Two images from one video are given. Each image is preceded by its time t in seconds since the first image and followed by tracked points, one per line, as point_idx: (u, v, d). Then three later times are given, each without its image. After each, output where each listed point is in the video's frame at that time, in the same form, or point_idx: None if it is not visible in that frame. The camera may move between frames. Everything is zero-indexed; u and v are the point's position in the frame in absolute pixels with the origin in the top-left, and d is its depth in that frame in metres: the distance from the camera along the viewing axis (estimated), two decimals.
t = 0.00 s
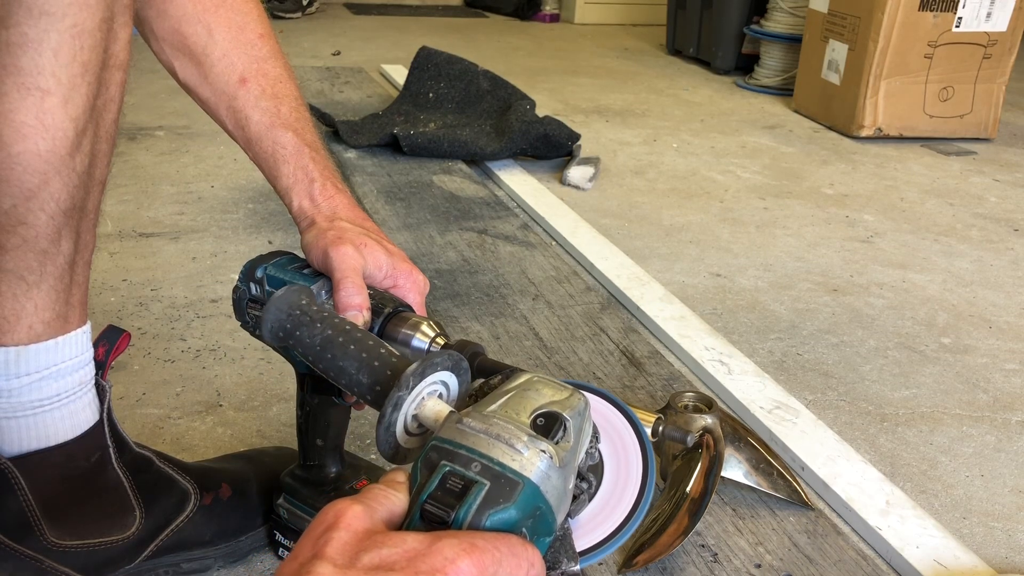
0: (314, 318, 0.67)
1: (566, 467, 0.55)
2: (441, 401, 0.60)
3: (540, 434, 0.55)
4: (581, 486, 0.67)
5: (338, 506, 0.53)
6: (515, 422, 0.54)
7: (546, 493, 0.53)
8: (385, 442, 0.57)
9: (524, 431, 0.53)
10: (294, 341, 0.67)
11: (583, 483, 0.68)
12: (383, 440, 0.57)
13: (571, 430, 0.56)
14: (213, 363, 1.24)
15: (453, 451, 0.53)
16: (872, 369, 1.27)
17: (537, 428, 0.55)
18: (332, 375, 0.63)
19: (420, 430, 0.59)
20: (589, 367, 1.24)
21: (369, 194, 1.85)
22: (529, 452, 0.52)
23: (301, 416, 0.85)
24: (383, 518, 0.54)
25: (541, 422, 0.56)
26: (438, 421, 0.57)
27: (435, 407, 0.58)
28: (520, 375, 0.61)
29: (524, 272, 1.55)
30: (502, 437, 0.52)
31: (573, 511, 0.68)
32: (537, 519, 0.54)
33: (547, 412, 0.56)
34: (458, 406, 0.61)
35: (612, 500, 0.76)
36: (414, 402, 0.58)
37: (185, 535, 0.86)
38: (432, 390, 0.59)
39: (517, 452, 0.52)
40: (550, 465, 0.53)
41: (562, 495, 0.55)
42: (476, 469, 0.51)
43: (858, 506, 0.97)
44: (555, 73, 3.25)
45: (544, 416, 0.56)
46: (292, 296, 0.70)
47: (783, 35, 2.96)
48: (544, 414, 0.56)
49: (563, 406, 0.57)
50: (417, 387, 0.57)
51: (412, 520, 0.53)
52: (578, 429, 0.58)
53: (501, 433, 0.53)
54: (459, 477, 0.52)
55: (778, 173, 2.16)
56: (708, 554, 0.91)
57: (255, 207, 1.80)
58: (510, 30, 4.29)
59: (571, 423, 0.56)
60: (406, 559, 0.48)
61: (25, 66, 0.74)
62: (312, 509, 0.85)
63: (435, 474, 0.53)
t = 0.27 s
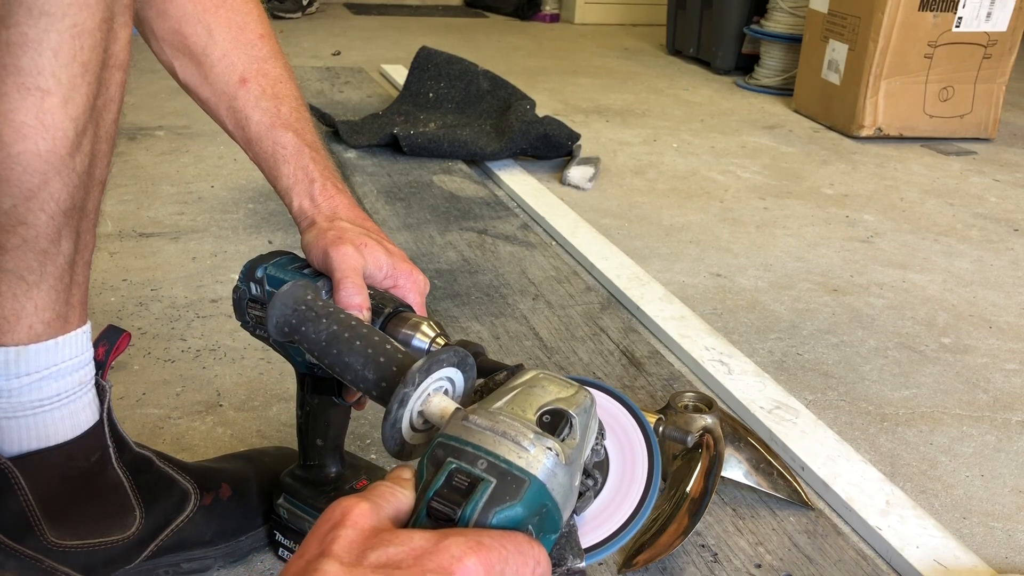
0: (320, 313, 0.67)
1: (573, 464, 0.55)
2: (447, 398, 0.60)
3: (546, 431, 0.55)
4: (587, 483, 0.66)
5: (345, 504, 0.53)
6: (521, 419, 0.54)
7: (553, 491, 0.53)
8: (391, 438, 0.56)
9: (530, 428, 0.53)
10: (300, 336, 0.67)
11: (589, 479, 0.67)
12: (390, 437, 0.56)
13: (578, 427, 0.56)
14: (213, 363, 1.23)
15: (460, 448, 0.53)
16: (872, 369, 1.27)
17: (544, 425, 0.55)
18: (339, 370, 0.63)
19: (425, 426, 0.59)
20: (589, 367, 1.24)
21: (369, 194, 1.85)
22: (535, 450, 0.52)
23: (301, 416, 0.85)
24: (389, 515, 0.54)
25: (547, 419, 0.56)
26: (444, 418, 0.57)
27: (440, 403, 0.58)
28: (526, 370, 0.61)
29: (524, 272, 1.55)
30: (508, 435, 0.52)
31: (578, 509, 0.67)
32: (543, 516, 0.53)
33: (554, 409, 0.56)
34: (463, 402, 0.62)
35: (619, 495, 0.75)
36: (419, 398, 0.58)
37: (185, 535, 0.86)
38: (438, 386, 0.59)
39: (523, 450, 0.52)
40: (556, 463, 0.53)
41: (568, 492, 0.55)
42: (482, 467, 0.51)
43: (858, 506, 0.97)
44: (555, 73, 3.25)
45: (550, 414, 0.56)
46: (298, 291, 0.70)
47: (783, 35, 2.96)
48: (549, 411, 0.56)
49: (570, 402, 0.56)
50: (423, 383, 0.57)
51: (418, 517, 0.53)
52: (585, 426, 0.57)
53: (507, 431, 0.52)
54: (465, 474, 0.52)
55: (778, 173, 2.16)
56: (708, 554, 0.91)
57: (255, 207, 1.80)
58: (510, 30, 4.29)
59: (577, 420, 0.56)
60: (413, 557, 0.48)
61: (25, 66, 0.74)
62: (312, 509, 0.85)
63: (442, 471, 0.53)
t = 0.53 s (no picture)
0: (328, 313, 0.68)
1: (580, 468, 0.55)
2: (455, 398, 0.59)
3: (554, 434, 0.55)
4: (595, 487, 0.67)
5: (350, 506, 0.53)
6: (529, 422, 0.54)
7: (560, 495, 0.53)
8: (398, 440, 0.57)
9: (538, 431, 0.54)
10: (309, 335, 0.68)
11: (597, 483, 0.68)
12: (398, 438, 0.56)
13: (585, 430, 0.56)
14: (213, 363, 1.23)
15: (467, 451, 0.53)
16: (872, 369, 1.27)
17: (552, 427, 0.55)
18: (346, 369, 0.63)
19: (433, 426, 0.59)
20: (589, 367, 1.24)
21: (369, 194, 1.84)
22: (543, 453, 0.52)
23: (301, 416, 0.85)
24: (396, 517, 0.53)
25: (555, 422, 0.56)
26: (452, 419, 0.57)
27: (449, 404, 0.58)
28: (534, 373, 0.62)
29: (524, 272, 1.55)
30: (516, 438, 0.53)
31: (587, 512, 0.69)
32: (550, 520, 0.54)
33: (562, 411, 0.56)
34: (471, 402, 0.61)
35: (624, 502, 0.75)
36: (428, 399, 0.58)
37: (185, 535, 0.86)
38: (446, 387, 0.59)
39: (531, 453, 0.52)
40: (564, 466, 0.53)
41: (575, 496, 0.55)
42: (489, 469, 0.52)
43: (858, 506, 0.97)
44: (555, 73, 3.25)
45: (558, 416, 0.56)
46: (308, 291, 0.72)
47: (783, 35, 2.96)
48: (558, 414, 0.56)
49: (578, 405, 0.57)
50: (431, 384, 0.56)
51: (424, 520, 0.53)
52: (592, 430, 0.58)
53: (515, 434, 0.53)
54: (472, 477, 0.52)
55: (778, 173, 2.16)
56: (708, 554, 0.91)
57: (255, 207, 1.80)
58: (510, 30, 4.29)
59: (586, 422, 0.57)
60: (419, 560, 0.48)
61: (25, 66, 0.74)
62: (312, 509, 0.85)
63: (449, 474, 0.53)
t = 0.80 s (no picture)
0: (332, 318, 0.68)
1: (584, 475, 0.55)
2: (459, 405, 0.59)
3: (557, 441, 0.55)
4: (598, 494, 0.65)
5: (352, 513, 0.53)
6: (532, 429, 0.54)
7: (563, 503, 0.53)
8: (400, 445, 0.57)
9: (541, 439, 0.53)
10: (313, 339, 0.68)
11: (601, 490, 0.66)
12: (399, 443, 0.56)
13: (589, 438, 0.56)
14: (213, 363, 1.23)
15: (470, 458, 0.52)
16: (873, 369, 1.27)
17: (555, 435, 0.55)
18: (350, 375, 0.63)
19: (436, 433, 0.59)
20: (589, 367, 1.24)
21: (369, 194, 1.85)
22: (546, 461, 0.52)
23: (301, 416, 0.85)
24: (397, 524, 0.54)
25: (559, 429, 0.55)
26: (455, 425, 0.57)
27: (452, 411, 0.58)
28: (539, 378, 0.61)
29: (524, 272, 1.55)
30: (519, 445, 0.52)
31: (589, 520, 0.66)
32: (552, 528, 0.53)
33: (566, 419, 0.55)
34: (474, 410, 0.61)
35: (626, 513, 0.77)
36: (430, 405, 0.58)
37: (185, 535, 0.86)
38: (449, 393, 0.59)
39: (534, 461, 0.52)
40: (567, 474, 0.53)
41: (579, 504, 0.55)
42: (492, 477, 0.51)
43: (858, 506, 0.97)
44: (556, 73, 3.25)
45: (561, 424, 0.55)
46: (312, 294, 0.72)
47: (783, 35, 2.96)
48: (563, 421, 0.55)
49: (583, 412, 0.56)
50: (434, 390, 0.57)
51: (426, 528, 0.53)
52: (597, 437, 0.57)
53: (518, 441, 0.52)
54: (474, 484, 0.52)
55: (778, 173, 2.16)
56: (708, 554, 0.91)
57: (255, 207, 1.80)
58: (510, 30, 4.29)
59: (590, 430, 0.56)
60: (419, 568, 0.48)
61: (25, 66, 0.74)
62: (312, 509, 0.85)
63: (451, 481, 0.52)
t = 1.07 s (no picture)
0: (341, 313, 0.66)
1: (588, 480, 0.55)
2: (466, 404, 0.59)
3: (563, 445, 0.55)
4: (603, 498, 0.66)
5: (354, 514, 0.54)
6: (538, 432, 0.53)
7: (567, 507, 0.53)
8: (406, 444, 0.56)
9: (546, 442, 0.53)
10: (321, 334, 0.67)
11: (605, 494, 0.67)
12: (405, 442, 0.56)
13: (594, 442, 0.56)
14: (213, 363, 1.23)
15: (474, 460, 0.52)
16: (872, 369, 1.27)
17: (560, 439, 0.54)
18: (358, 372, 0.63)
19: (442, 431, 0.59)
20: (589, 367, 1.24)
21: (369, 194, 1.85)
22: (551, 465, 0.52)
23: (301, 416, 0.85)
24: (399, 526, 0.54)
25: (564, 433, 0.55)
26: (461, 424, 0.57)
27: (458, 410, 0.57)
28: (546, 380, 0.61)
29: (524, 272, 1.55)
30: (524, 448, 0.52)
31: (594, 524, 0.67)
32: (556, 532, 0.53)
33: (572, 423, 0.56)
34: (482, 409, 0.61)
35: (631, 518, 0.78)
36: (437, 404, 0.57)
37: (185, 535, 0.86)
38: (456, 392, 0.59)
39: (538, 464, 0.51)
40: (571, 478, 0.52)
41: (583, 508, 0.55)
42: (496, 480, 0.51)
43: (858, 506, 0.97)
44: (555, 73, 3.25)
45: (567, 427, 0.55)
46: (321, 287, 0.69)
47: (783, 35, 2.96)
48: (567, 424, 0.55)
49: (588, 417, 0.56)
50: (440, 389, 0.56)
51: (428, 530, 0.53)
52: (602, 441, 0.57)
53: (523, 444, 0.52)
54: (478, 487, 0.52)
55: (778, 173, 2.16)
56: (708, 554, 0.91)
57: (255, 207, 1.80)
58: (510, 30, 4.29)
59: (595, 434, 0.56)
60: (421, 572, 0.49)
61: (25, 66, 0.74)
62: (312, 509, 0.85)
63: (456, 483, 0.52)
